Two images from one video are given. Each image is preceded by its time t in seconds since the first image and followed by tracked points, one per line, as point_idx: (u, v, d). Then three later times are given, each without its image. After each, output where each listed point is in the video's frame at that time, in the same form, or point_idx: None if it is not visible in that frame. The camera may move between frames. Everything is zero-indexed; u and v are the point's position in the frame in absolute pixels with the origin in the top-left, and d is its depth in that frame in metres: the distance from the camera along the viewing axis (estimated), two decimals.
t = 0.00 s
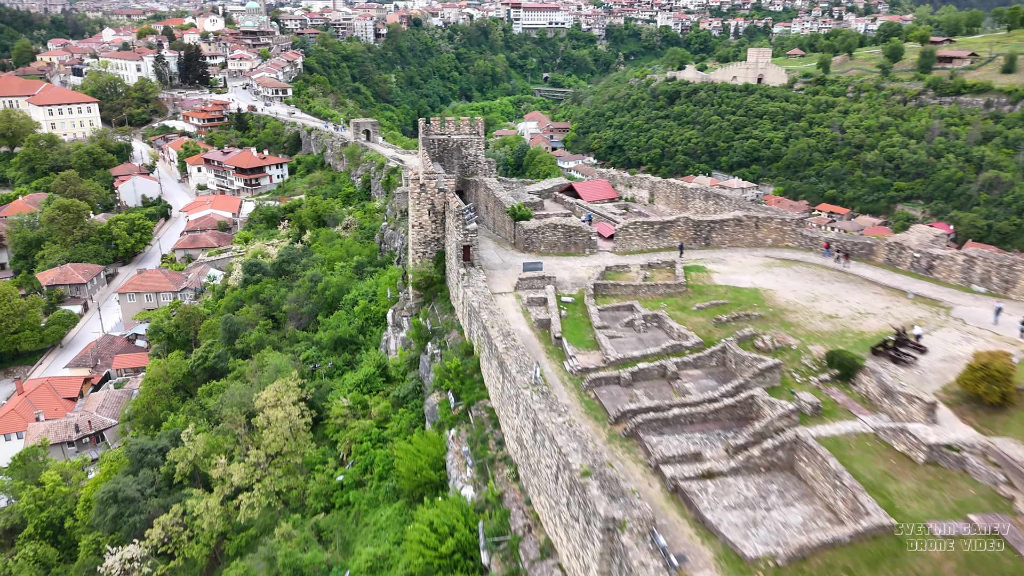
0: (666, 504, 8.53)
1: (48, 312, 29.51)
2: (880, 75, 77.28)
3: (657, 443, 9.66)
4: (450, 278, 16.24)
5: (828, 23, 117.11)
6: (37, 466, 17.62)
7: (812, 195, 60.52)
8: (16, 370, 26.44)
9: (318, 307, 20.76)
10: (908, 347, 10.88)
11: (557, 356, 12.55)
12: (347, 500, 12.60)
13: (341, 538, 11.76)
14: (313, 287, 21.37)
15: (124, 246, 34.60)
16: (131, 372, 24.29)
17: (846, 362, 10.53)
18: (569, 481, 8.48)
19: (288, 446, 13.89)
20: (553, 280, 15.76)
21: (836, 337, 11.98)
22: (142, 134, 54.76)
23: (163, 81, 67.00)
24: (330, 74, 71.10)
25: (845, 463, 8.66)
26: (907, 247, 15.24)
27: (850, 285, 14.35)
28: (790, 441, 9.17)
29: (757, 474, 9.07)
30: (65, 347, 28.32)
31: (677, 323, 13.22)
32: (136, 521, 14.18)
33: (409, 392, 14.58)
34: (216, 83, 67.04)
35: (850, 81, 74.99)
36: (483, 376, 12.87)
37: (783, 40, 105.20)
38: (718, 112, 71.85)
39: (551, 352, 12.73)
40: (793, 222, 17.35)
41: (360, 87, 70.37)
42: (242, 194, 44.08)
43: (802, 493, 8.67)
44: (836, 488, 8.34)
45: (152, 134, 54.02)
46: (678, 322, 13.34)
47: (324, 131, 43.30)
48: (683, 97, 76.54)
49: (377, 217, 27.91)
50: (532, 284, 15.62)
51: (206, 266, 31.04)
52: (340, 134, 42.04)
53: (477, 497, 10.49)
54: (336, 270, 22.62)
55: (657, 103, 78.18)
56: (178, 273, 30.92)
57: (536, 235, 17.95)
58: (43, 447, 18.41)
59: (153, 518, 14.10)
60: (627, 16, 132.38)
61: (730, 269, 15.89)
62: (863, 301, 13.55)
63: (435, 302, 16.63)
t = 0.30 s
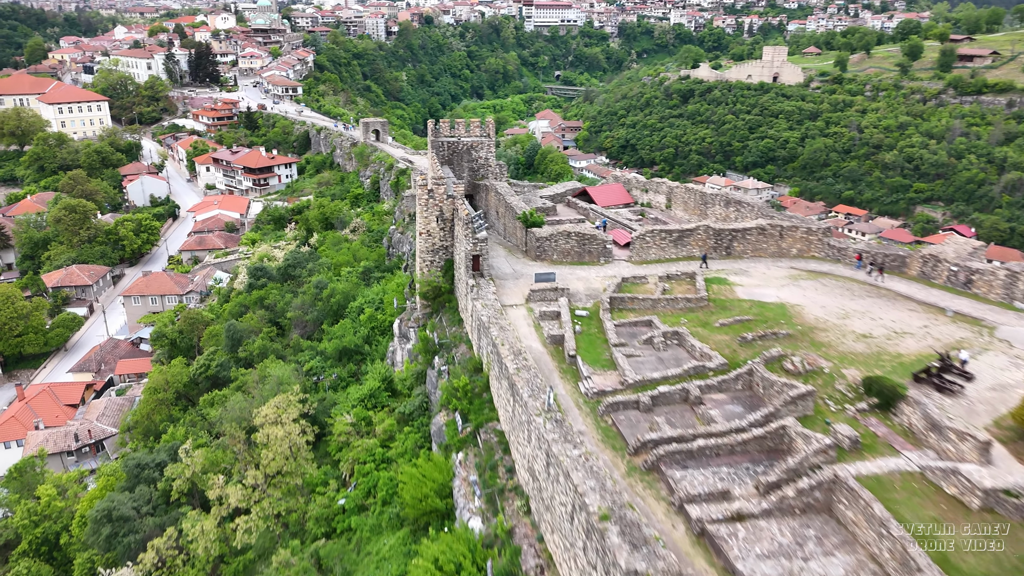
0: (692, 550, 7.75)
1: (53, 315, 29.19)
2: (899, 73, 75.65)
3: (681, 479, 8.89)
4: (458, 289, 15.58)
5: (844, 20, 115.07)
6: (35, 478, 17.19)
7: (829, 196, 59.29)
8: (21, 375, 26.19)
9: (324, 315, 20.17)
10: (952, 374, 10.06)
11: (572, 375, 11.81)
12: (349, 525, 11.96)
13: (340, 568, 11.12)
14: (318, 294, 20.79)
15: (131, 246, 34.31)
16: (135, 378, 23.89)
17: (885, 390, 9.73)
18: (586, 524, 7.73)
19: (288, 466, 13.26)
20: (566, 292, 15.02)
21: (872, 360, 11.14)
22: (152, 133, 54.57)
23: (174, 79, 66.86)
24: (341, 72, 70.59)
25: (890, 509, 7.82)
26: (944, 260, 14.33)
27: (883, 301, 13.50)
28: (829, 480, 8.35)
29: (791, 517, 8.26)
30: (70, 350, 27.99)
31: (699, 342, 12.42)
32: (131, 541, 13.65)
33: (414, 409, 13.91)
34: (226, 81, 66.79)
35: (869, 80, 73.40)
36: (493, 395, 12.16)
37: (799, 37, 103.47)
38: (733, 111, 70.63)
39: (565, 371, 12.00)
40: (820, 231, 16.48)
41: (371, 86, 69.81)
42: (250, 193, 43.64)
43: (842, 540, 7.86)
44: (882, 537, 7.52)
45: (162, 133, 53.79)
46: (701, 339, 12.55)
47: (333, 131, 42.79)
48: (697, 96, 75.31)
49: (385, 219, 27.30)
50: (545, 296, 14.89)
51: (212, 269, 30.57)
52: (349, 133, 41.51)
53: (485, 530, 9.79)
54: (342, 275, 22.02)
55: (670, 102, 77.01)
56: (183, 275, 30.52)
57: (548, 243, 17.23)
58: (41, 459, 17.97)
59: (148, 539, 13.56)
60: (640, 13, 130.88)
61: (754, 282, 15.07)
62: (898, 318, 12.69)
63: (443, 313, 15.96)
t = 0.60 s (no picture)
0: None
1: (58, 318, 29.75)
2: (919, 73, 73.99)
3: (708, 522, 8.10)
4: (467, 302, 14.86)
5: (860, 19, 113.25)
6: (32, 491, 16.75)
7: (846, 198, 58.08)
8: (26, 379, 26.76)
9: (328, 324, 19.56)
10: (1004, 407, 9.22)
11: (587, 400, 11.04)
12: (349, 555, 11.30)
13: None
14: (323, 302, 20.19)
15: (137, 249, 34.63)
16: (138, 385, 23.58)
17: (931, 425, 8.92)
18: None
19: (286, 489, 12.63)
20: (580, 306, 14.26)
21: (912, 389, 10.32)
22: (162, 132, 54.39)
23: (184, 78, 66.70)
24: (352, 71, 70.06)
25: (943, 566, 7.02)
26: (984, 275, 13.42)
27: (919, 320, 12.65)
28: (873, 530, 7.53)
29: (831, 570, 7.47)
30: (74, 354, 28.52)
31: (723, 364, 11.61)
32: (124, 564, 13.13)
33: (419, 429, 13.22)
34: (237, 80, 66.54)
35: (887, 79, 71.83)
36: (502, 419, 11.42)
37: (814, 36, 101.88)
38: (748, 111, 69.41)
39: (580, 394, 11.23)
40: (849, 242, 15.61)
41: (382, 84, 69.27)
42: (259, 194, 43.22)
43: None
44: None
45: (172, 132, 53.60)
46: (725, 361, 11.77)
47: (343, 131, 42.24)
48: (711, 96, 74.10)
49: (394, 222, 26.68)
50: (558, 310, 14.14)
51: (218, 272, 30.12)
52: (358, 134, 40.96)
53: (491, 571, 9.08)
54: (348, 282, 21.42)
55: (684, 101, 75.84)
56: (189, 278, 30.01)
57: (562, 252, 16.46)
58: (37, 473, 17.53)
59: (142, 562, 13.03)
60: (653, 12, 129.54)
61: (779, 297, 14.26)
62: (937, 340, 11.86)
63: (451, 326, 15.24)
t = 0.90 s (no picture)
0: None
1: (62, 320, 29.62)
2: (938, 72, 72.36)
3: (738, 572, 7.35)
4: (476, 316, 14.17)
5: (876, 16, 111.36)
6: (26, 505, 16.62)
7: (864, 199, 56.81)
8: (28, 383, 26.82)
9: (333, 334, 18.95)
10: None
11: (604, 428, 10.27)
12: None
13: None
14: (328, 311, 19.60)
15: (144, 250, 34.20)
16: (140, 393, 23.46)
17: (985, 470, 8.11)
18: None
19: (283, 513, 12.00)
20: (594, 321, 13.49)
21: (959, 423, 9.49)
22: (171, 131, 54.14)
23: (194, 77, 66.53)
24: (363, 70, 69.51)
25: None
26: None
27: (960, 342, 11.79)
28: None
29: None
30: (77, 358, 28.38)
31: (749, 390, 10.82)
32: None
33: (424, 452, 12.52)
34: (247, 79, 66.25)
35: (906, 79, 70.25)
36: (512, 445, 10.68)
37: (830, 34, 100.32)
38: (763, 111, 68.19)
39: (596, 421, 10.46)
40: (880, 255, 14.74)
41: (393, 83, 68.73)
42: (267, 195, 42.75)
43: None
44: None
45: (181, 131, 53.31)
46: (751, 386, 10.95)
47: (352, 131, 41.67)
48: (726, 95, 72.82)
49: (402, 226, 26.02)
50: (571, 325, 13.38)
51: (224, 275, 29.68)
52: (368, 134, 40.37)
53: None
54: (354, 290, 20.80)
55: (697, 101, 74.61)
56: (195, 282, 29.66)
57: (575, 263, 15.71)
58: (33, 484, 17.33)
59: None
60: (665, 10, 128.13)
61: (805, 313, 13.45)
62: (982, 365, 11.00)
63: (459, 341, 14.53)
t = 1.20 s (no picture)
0: None
1: (67, 322, 30.00)
2: (959, 71, 70.66)
3: None
4: (484, 330, 13.47)
5: (892, 14, 109.38)
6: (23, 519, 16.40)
7: (881, 202, 55.57)
8: (32, 387, 27.10)
9: (337, 343, 18.34)
10: None
11: (622, 459, 9.53)
12: None
13: None
14: (333, 319, 19.01)
15: (149, 251, 34.28)
16: (140, 400, 23.57)
17: None
18: None
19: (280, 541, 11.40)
20: (610, 338, 12.73)
21: (1014, 462, 8.67)
22: (181, 130, 53.97)
23: (205, 75, 66.37)
24: (373, 68, 68.94)
25: None
26: None
27: (1006, 367, 10.95)
28: None
29: None
30: (81, 362, 28.72)
31: (779, 418, 10.03)
32: None
33: (429, 476, 11.85)
34: (257, 77, 65.95)
35: (925, 78, 68.53)
36: (522, 475, 9.97)
37: (846, 32, 98.58)
38: (778, 110, 66.91)
39: (613, 451, 9.71)
40: (915, 269, 13.87)
41: (404, 82, 68.16)
42: (275, 195, 42.33)
43: None
44: None
45: (190, 130, 53.12)
46: (780, 414, 10.17)
47: (361, 130, 41.11)
48: (741, 94, 71.51)
49: (410, 229, 25.41)
50: (585, 342, 12.63)
51: (230, 278, 29.21)
52: (377, 133, 39.75)
53: None
54: (360, 297, 20.21)
55: (711, 100, 73.32)
56: (200, 285, 29.25)
57: (589, 274, 14.96)
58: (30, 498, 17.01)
59: None
60: (679, 7, 126.65)
61: (835, 331, 12.63)
62: None
63: (466, 356, 13.85)
